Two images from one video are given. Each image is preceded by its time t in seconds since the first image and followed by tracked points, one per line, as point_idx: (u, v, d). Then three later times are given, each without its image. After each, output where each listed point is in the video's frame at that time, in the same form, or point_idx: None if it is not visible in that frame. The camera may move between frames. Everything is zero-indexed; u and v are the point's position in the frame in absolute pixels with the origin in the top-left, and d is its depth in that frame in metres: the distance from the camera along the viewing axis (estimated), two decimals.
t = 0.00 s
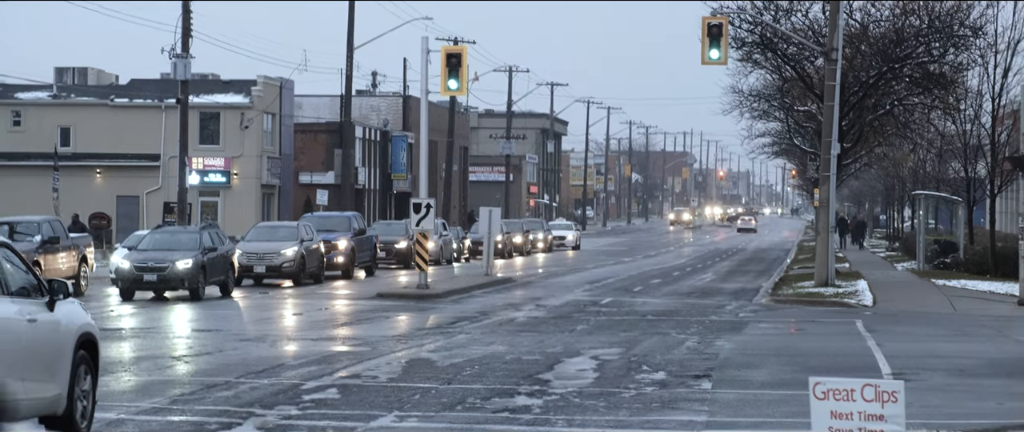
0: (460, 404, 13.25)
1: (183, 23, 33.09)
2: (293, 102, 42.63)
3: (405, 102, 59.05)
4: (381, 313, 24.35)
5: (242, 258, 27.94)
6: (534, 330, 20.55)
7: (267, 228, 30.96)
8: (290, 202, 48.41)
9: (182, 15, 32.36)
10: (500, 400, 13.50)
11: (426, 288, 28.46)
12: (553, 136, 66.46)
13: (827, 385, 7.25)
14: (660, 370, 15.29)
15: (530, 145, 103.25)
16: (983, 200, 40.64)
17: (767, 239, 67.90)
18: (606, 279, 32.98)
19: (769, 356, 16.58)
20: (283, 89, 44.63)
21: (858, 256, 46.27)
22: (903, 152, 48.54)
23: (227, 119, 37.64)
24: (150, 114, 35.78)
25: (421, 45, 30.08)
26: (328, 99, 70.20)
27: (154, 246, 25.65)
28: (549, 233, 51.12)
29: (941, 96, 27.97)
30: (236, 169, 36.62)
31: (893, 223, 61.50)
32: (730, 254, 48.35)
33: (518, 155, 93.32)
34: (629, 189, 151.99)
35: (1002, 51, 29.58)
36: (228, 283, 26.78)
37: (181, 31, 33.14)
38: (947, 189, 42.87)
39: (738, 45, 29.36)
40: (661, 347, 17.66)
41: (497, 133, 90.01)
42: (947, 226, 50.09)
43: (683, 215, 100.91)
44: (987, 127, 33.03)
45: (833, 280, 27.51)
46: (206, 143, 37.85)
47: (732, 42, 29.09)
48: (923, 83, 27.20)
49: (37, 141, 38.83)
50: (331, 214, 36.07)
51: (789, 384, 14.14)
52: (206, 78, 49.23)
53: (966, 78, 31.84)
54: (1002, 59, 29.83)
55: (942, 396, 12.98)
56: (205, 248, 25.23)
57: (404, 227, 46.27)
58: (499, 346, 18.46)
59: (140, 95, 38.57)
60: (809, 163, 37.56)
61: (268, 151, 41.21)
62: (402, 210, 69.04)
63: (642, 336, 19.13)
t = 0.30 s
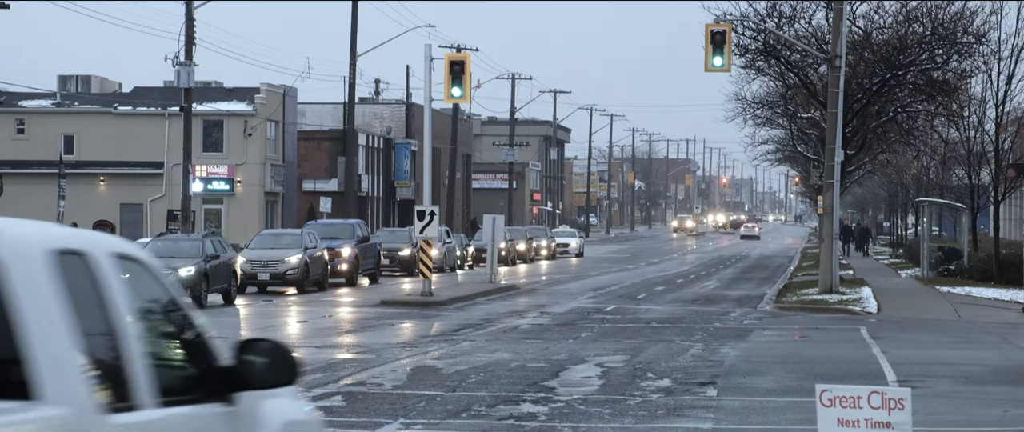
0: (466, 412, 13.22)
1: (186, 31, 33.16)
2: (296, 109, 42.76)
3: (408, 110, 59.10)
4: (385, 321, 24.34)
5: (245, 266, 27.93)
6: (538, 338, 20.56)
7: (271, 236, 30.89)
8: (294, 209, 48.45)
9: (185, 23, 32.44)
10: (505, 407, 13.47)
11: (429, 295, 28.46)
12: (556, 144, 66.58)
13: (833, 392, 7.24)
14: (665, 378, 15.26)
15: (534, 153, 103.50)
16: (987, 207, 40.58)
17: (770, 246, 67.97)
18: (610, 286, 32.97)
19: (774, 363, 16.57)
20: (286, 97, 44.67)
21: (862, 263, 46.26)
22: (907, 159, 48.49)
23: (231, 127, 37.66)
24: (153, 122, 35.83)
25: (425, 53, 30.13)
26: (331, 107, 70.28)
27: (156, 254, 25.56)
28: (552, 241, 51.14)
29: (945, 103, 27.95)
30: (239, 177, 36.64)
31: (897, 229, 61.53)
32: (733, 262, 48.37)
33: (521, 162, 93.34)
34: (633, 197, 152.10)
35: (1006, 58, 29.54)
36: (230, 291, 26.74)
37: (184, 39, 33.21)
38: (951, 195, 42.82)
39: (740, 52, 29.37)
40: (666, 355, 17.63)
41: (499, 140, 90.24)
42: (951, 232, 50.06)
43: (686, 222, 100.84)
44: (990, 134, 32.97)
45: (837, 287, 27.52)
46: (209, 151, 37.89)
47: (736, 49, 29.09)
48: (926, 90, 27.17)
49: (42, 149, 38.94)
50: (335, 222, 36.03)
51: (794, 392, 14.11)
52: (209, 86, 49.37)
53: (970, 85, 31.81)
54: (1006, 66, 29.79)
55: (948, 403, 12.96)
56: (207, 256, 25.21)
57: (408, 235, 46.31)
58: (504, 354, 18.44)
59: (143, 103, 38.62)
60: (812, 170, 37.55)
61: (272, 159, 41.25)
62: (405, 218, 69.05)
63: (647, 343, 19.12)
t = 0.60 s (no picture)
0: (474, 420, 13.20)
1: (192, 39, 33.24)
2: (301, 118, 42.84)
3: (412, 118, 59.02)
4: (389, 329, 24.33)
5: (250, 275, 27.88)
6: (544, 345, 20.56)
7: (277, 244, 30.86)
8: (298, 217, 48.45)
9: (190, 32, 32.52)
10: (513, 415, 13.46)
11: (435, 303, 28.47)
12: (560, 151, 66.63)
13: (842, 399, 7.36)
14: (672, 385, 15.25)
15: (538, 161, 103.52)
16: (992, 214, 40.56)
17: (775, 253, 67.90)
18: (615, 294, 32.95)
19: (780, 370, 16.53)
20: (290, 106, 44.66)
21: (867, 271, 46.16)
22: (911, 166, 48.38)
23: (236, 135, 37.74)
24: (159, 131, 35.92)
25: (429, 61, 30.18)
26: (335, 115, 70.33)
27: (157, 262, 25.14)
28: (557, 249, 51.11)
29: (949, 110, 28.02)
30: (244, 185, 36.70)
31: (902, 236, 61.47)
32: (737, 269, 48.30)
33: (525, 170, 93.19)
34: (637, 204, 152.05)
35: (1010, 64, 29.60)
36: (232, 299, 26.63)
37: (190, 47, 33.30)
38: (955, 202, 42.68)
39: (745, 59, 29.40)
40: (672, 362, 17.62)
41: (503, 148, 90.31)
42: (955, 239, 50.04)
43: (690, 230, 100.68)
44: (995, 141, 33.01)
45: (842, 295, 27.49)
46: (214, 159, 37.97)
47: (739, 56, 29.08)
48: (931, 97, 27.23)
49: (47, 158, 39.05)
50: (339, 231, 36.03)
51: (802, 399, 14.10)
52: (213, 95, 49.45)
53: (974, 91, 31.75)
54: (1010, 72, 29.73)
55: (956, 410, 12.96)
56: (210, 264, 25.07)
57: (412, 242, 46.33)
58: (510, 361, 18.44)
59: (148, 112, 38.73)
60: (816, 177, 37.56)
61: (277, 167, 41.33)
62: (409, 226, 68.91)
63: (653, 351, 19.10)
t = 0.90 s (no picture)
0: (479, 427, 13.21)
1: (197, 46, 33.32)
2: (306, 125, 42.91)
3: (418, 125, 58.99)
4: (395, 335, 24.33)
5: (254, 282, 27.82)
6: (550, 352, 20.57)
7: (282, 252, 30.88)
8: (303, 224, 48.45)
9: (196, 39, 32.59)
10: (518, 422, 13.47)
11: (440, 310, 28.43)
12: (566, 158, 66.58)
13: (848, 406, 7.41)
14: (679, 392, 15.25)
15: (545, 168, 103.44)
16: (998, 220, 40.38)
17: (781, 260, 67.76)
18: (620, 301, 32.89)
19: (787, 377, 16.53)
20: (296, 114, 44.72)
21: (873, 277, 46.01)
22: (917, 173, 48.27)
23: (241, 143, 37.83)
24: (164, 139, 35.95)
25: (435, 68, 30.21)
26: (341, 123, 70.32)
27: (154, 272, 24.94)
28: (562, 256, 50.98)
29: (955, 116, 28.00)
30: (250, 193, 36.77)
31: (908, 243, 61.31)
32: (743, 276, 48.19)
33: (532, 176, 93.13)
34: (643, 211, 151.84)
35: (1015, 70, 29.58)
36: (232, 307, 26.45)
37: (196, 54, 33.38)
38: (962, 208, 42.56)
39: (750, 65, 29.35)
40: (678, 369, 17.63)
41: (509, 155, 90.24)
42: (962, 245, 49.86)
43: (696, 237, 100.48)
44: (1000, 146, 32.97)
45: (849, 302, 27.49)
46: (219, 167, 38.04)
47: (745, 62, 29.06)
48: (936, 103, 27.21)
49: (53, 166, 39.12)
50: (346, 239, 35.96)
51: (808, 406, 14.09)
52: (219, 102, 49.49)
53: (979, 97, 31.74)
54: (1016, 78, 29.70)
55: (963, 416, 12.94)
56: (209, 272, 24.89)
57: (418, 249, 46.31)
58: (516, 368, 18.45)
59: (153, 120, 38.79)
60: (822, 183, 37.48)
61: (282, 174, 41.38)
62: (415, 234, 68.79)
63: (660, 358, 19.12)
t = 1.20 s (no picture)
0: None
1: (202, 51, 33.34)
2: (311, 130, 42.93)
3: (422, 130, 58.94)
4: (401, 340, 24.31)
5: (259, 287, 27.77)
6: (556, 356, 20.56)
7: (287, 257, 30.82)
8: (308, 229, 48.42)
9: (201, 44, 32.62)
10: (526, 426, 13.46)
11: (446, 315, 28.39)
12: (571, 162, 66.52)
13: (856, 410, 7.40)
14: (686, 397, 15.23)
15: (550, 172, 103.35)
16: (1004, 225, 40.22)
17: (786, 265, 67.63)
18: (627, 305, 32.83)
19: (793, 381, 16.53)
20: (301, 119, 44.73)
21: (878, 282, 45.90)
22: (923, 177, 48.14)
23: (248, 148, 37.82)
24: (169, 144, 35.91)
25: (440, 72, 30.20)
26: (345, 128, 70.27)
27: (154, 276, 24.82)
28: (566, 261, 50.88)
29: (961, 120, 27.99)
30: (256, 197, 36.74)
31: (913, 247, 61.16)
32: (747, 280, 48.10)
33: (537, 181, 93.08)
34: (648, 215, 151.84)
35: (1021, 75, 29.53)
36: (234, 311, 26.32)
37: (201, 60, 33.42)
38: (967, 212, 42.46)
39: (755, 69, 29.30)
40: (685, 373, 17.61)
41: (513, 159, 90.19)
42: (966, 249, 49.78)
43: (701, 241, 100.31)
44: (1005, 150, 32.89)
45: (856, 306, 27.41)
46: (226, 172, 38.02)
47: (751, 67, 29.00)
48: (942, 107, 27.21)
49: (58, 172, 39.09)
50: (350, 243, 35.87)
51: (815, 410, 14.07)
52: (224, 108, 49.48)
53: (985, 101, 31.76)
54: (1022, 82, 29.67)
55: (970, 421, 12.91)
56: (209, 277, 24.70)
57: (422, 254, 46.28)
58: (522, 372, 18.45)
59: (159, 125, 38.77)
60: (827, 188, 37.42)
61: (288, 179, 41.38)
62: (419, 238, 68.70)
63: (667, 362, 19.10)
